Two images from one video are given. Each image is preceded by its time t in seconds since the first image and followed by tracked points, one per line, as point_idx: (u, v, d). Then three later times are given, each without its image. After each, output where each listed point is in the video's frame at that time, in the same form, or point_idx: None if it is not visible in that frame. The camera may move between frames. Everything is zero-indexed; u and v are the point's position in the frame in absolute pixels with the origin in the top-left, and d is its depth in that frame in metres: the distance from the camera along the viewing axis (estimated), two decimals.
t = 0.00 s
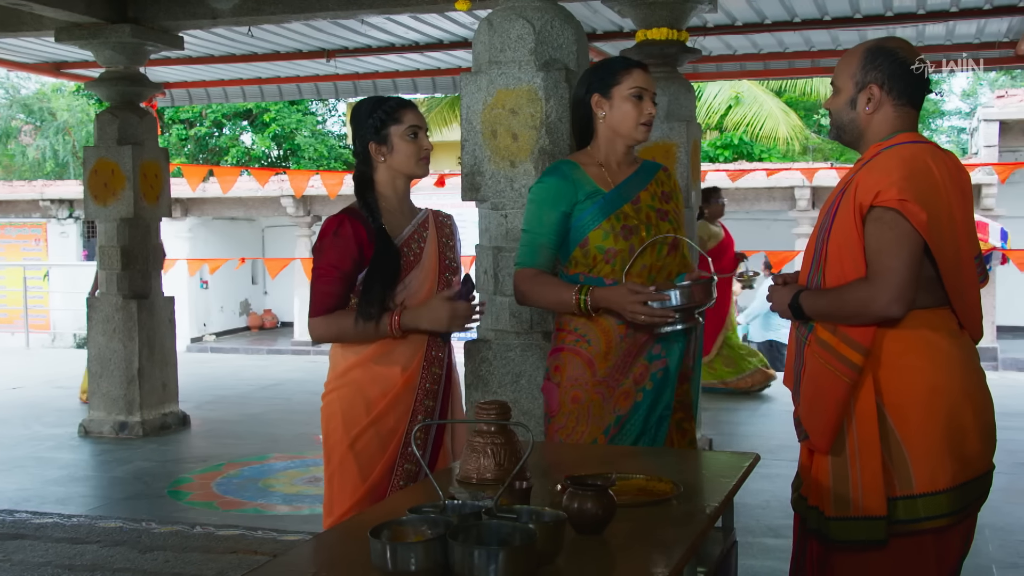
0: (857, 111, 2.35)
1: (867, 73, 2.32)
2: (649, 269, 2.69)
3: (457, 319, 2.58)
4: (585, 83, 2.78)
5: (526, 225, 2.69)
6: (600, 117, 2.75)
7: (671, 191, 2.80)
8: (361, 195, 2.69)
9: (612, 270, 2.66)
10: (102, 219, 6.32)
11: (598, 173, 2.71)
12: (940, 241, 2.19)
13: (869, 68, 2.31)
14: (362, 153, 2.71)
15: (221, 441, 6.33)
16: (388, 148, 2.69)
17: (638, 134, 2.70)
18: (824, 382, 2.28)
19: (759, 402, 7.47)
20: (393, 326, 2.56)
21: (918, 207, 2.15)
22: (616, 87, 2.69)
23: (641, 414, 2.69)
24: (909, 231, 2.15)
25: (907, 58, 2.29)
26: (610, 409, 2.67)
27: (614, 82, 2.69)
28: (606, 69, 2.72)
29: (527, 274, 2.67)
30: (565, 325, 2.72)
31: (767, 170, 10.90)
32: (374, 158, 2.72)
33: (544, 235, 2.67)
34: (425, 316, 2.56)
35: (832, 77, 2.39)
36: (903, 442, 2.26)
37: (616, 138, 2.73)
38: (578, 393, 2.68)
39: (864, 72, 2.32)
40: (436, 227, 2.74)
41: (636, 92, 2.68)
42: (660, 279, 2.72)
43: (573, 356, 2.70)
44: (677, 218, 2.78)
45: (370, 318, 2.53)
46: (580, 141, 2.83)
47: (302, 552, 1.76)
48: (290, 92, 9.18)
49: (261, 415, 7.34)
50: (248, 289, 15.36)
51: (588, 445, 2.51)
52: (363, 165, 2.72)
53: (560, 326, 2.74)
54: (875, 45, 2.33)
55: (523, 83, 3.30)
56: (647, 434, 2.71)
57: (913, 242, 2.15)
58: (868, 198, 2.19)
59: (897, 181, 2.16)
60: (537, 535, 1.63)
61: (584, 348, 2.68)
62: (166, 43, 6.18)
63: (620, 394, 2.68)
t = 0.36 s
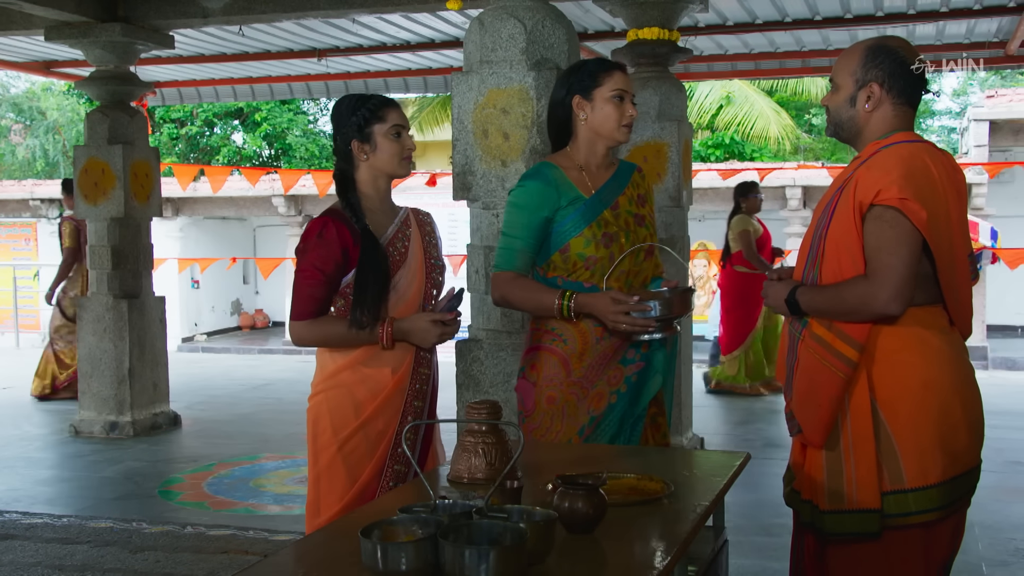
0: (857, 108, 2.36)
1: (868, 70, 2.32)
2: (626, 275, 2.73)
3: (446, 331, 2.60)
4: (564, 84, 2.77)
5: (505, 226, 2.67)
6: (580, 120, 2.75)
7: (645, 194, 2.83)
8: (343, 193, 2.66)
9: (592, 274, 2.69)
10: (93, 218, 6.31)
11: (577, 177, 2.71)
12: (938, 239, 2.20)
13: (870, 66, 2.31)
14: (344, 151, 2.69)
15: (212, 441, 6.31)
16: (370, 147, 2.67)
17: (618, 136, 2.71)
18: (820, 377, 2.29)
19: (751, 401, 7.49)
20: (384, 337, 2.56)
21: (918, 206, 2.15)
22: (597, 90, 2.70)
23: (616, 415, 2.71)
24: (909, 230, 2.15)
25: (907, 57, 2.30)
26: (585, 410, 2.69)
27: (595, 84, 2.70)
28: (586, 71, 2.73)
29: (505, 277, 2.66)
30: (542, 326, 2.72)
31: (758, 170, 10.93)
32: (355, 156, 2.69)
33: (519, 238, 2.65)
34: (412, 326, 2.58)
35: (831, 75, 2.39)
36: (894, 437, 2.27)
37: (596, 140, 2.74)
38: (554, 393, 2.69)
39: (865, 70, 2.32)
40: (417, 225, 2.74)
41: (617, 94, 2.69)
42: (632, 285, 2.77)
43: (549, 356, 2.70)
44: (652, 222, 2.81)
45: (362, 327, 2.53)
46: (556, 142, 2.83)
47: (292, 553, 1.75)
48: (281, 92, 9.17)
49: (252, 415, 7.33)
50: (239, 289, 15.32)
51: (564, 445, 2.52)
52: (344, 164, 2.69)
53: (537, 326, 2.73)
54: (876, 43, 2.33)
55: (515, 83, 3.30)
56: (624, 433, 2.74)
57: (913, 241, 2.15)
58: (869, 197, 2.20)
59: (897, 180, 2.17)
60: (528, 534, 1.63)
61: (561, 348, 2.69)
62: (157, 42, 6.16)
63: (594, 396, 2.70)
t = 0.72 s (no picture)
0: (845, 106, 2.36)
1: (856, 69, 2.32)
2: (612, 270, 2.75)
3: (436, 327, 2.59)
4: (550, 83, 2.77)
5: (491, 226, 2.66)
6: (566, 119, 2.75)
7: (629, 192, 2.84)
8: (326, 194, 2.64)
9: (578, 270, 2.69)
10: (83, 217, 6.29)
11: (562, 175, 2.72)
12: (931, 235, 2.21)
13: (859, 65, 2.32)
14: (327, 151, 2.68)
15: (204, 440, 6.30)
16: (354, 147, 2.66)
17: (605, 136, 2.72)
18: (812, 372, 2.30)
19: (742, 399, 7.51)
20: (376, 334, 2.56)
21: (913, 203, 2.16)
22: (583, 91, 2.70)
23: (604, 414, 2.73)
24: (905, 227, 2.16)
25: (896, 57, 2.31)
26: (574, 409, 2.69)
27: (581, 85, 2.70)
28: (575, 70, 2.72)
29: (493, 276, 2.64)
30: (530, 324, 2.72)
31: (750, 168, 10.95)
32: (338, 156, 2.68)
33: (506, 237, 2.64)
34: (404, 322, 2.57)
35: (819, 73, 2.40)
36: (887, 428, 2.28)
37: (581, 140, 2.75)
38: (543, 392, 2.68)
39: (854, 68, 2.33)
40: (401, 223, 2.74)
41: (603, 95, 2.69)
42: (619, 282, 2.79)
43: (539, 355, 2.70)
44: (637, 219, 2.83)
45: (353, 327, 2.52)
46: (541, 140, 2.83)
47: (282, 554, 1.74)
48: (273, 90, 9.16)
49: (244, 414, 7.31)
50: (231, 288, 15.29)
51: (553, 443, 2.52)
52: (327, 163, 2.68)
53: (525, 324, 2.73)
54: (865, 42, 2.34)
55: (506, 82, 3.30)
56: (612, 433, 2.76)
57: (908, 237, 2.16)
58: (864, 194, 2.20)
59: (892, 178, 2.18)
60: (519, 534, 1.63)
61: (550, 346, 2.69)
62: (147, 41, 6.14)
63: (583, 394, 2.70)
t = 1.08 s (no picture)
0: (840, 107, 2.36)
1: (851, 70, 2.33)
2: (614, 267, 2.75)
3: (428, 327, 2.60)
4: (550, 82, 2.77)
5: (494, 225, 2.67)
6: (567, 116, 2.75)
7: (628, 191, 2.84)
8: (316, 194, 2.64)
9: (580, 267, 2.69)
10: (75, 217, 6.27)
11: (562, 172, 2.72)
12: (927, 233, 2.22)
13: (853, 66, 2.32)
14: (316, 150, 2.67)
15: (197, 440, 6.29)
16: (344, 147, 2.66)
17: (604, 135, 2.72)
18: (810, 370, 2.30)
19: (735, 399, 7.51)
20: (368, 334, 2.55)
21: (911, 202, 2.17)
22: (583, 89, 2.70)
23: (608, 413, 2.73)
24: (902, 226, 2.17)
25: (890, 58, 2.32)
26: (579, 408, 2.70)
27: (580, 85, 2.70)
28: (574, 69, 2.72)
29: (496, 274, 2.65)
30: (533, 322, 2.73)
31: (742, 168, 10.97)
32: (328, 156, 2.68)
33: (510, 234, 2.65)
34: (395, 322, 2.57)
35: (814, 73, 2.40)
36: (885, 425, 2.29)
37: (581, 138, 2.75)
38: (547, 391, 2.69)
39: (848, 69, 2.33)
40: (391, 223, 2.74)
41: (604, 92, 2.70)
42: (622, 277, 2.79)
43: (542, 353, 2.71)
44: (637, 216, 2.83)
45: (344, 327, 2.52)
46: (541, 138, 2.84)
47: (273, 554, 1.74)
48: (266, 90, 9.15)
49: (237, 414, 7.30)
50: (224, 288, 15.25)
51: (556, 443, 2.52)
52: (316, 162, 2.68)
53: (528, 324, 2.73)
54: (859, 43, 2.35)
55: (499, 81, 3.30)
56: (615, 431, 2.77)
57: (906, 236, 2.17)
58: (861, 194, 2.21)
59: (890, 177, 2.18)
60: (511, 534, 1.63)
61: (554, 344, 2.69)
62: (140, 40, 6.14)
63: (587, 393, 2.71)
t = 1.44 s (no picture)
0: (837, 107, 2.37)
1: (848, 70, 2.34)
2: (613, 266, 2.77)
3: (418, 327, 2.60)
4: (551, 81, 2.76)
5: (497, 227, 2.66)
6: (568, 118, 2.75)
7: (625, 192, 2.87)
8: (309, 194, 2.64)
9: (581, 267, 2.70)
10: (68, 217, 6.26)
11: (561, 173, 2.73)
12: (922, 233, 2.23)
13: (851, 66, 2.33)
14: (309, 150, 2.67)
15: (190, 441, 6.28)
16: (336, 147, 2.66)
17: (604, 139, 2.73)
18: (806, 369, 2.30)
19: (729, 399, 7.52)
20: (358, 334, 2.55)
21: (907, 202, 2.18)
22: (585, 94, 2.70)
23: (610, 410, 2.75)
24: (898, 224, 2.18)
25: (888, 58, 2.33)
26: (581, 405, 2.72)
27: (580, 87, 2.70)
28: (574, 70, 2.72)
29: (501, 274, 2.63)
30: (532, 321, 2.74)
31: (736, 168, 10.99)
32: (320, 157, 2.68)
33: (515, 235, 2.65)
34: (386, 322, 2.58)
35: (811, 73, 2.41)
36: (881, 424, 2.29)
37: (580, 141, 2.76)
38: (547, 391, 2.70)
39: (846, 69, 2.34)
40: (383, 224, 2.74)
41: (606, 98, 2.70)
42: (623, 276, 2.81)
43: (542, 353, 2.72)
44: (635, 215, 2.87)
45: (334, 328, 2.51)
46: (540, 140, 2.85)
47: (265, 555, 1.74)
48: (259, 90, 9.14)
49: (230, 415, 7.29)
50: (217, 288, 15.23)
51: (553, 443, 2.52)
52: (309, 162, 2.68)
53: (528, 323, 2.74)
54: (857, 44, 2.35)
55: (492, 81, 3.30)
56: (614, 428, 2.77)
57: (902, 234, 2.18)
58: (858, 193, 2.21)
59: (886, 176, 2.19)
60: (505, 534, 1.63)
61: (553, 345, 2.71)
62: (133, 40, 6.12)
63: (590, 391, 2.73)
